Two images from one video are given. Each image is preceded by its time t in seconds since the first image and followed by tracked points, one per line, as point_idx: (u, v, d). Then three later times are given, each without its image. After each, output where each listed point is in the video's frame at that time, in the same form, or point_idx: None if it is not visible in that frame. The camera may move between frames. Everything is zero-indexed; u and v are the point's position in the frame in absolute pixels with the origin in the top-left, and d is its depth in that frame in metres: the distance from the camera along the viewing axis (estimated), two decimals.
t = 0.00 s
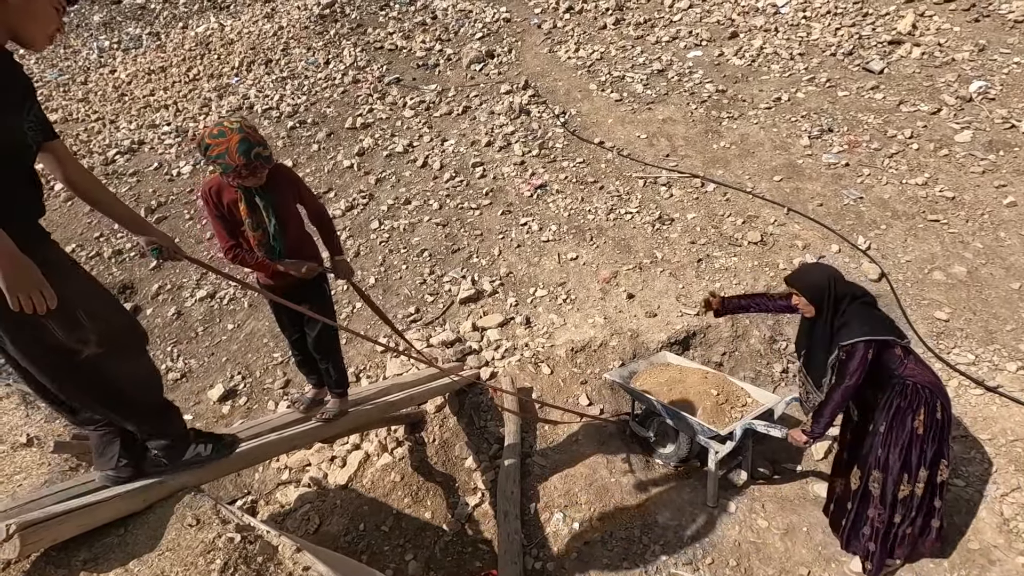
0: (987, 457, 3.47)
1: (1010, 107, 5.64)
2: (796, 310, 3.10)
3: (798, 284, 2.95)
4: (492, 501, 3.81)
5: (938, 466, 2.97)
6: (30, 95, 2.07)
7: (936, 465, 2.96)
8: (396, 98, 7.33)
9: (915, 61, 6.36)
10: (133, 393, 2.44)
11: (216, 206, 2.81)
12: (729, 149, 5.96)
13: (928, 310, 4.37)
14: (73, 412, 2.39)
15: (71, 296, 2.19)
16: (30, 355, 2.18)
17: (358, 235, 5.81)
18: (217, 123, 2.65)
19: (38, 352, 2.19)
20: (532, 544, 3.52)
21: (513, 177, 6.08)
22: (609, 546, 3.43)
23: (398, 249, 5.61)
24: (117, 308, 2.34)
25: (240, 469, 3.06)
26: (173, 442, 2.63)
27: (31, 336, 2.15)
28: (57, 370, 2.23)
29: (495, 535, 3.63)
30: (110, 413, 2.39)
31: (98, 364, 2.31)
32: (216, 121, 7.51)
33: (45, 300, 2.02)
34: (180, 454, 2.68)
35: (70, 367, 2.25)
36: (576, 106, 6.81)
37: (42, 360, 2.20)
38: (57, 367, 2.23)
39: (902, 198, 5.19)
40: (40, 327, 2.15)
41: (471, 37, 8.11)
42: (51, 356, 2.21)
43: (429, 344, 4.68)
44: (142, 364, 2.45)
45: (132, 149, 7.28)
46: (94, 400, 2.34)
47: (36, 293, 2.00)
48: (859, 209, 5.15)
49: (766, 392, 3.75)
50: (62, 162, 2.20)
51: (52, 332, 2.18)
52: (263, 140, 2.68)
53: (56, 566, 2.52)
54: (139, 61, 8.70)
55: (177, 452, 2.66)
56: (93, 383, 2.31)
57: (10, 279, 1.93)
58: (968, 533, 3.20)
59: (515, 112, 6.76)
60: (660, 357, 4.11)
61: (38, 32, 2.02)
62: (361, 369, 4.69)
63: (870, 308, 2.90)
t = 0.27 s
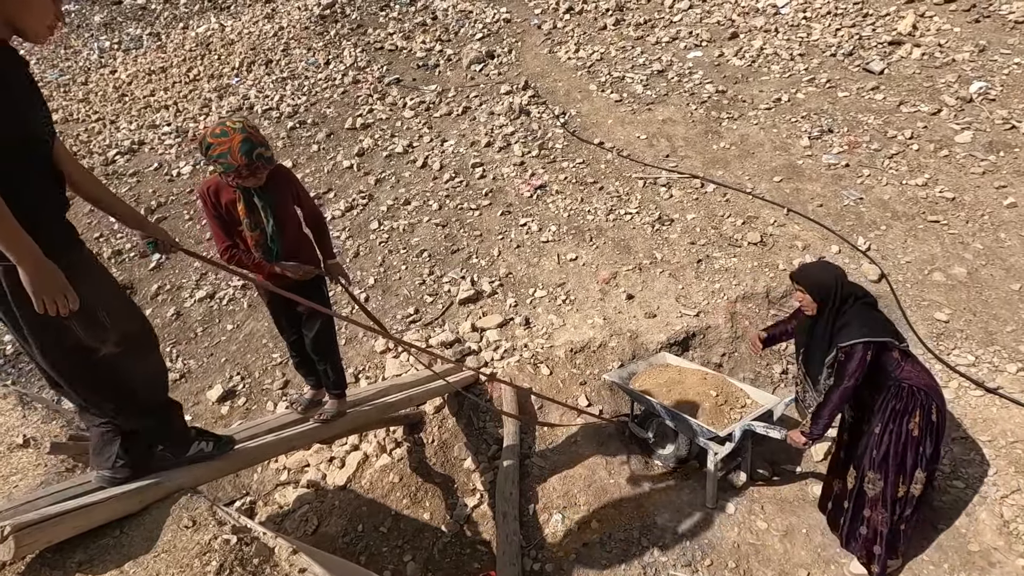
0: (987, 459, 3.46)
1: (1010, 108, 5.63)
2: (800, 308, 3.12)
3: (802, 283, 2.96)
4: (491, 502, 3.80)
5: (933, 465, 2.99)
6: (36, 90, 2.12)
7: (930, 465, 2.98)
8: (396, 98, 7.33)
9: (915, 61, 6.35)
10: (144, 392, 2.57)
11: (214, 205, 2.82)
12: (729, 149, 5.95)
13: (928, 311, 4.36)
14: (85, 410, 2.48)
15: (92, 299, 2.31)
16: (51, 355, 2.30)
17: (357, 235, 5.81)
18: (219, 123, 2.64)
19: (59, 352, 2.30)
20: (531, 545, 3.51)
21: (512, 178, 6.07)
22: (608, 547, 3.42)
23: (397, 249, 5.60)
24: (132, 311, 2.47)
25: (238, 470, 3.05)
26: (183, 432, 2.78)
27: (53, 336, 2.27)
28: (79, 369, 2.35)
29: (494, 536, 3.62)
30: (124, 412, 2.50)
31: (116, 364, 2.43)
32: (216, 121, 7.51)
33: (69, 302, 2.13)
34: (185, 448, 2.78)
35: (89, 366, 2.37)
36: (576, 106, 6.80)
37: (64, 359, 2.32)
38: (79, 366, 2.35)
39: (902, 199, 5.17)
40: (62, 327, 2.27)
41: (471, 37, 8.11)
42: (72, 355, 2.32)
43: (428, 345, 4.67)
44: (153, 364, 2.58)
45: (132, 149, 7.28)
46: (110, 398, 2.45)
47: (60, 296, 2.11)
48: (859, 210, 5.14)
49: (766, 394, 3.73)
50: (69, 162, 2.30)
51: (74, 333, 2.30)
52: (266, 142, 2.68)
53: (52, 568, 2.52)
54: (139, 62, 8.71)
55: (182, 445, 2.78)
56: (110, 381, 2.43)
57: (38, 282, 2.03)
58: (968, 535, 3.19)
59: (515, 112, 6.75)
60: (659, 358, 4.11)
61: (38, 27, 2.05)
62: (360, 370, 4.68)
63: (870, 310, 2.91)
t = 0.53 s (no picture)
0: (988, 459, 3.45)
1: (1011, 107, 5.62)
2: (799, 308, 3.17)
3: (795, 283, 3.03)
4: (491, 502, 3.79)
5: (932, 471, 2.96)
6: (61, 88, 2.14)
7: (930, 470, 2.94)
8: (396, 98, 7.32)
9: (916, 61, 6.34)
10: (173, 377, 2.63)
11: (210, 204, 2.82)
12: (729, 149, 5.94)
13: (929, 311, 4.35)
14: (106, 400, 2.51)
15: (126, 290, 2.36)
16: (86, 347, 2.34)
17: (357, 235, 5.80)
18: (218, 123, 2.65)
19: (94, 344, 2.34)
20: (531, 546, 3.50)
21: (512, 177, 6.07)
22: (608, 547, 3.41)
23: (397, 249, 5.59)
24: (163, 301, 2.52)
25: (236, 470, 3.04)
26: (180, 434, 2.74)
27: (90, 330, 2.32)
28: (111, 360, 2.40)
29: (494, 536, 3.62)
30: (152, 401, 2.55)
31: (148, 354, 2.49)
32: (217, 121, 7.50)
33: (106, 302, 2.23)
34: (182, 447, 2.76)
35: (122, 357, 2.42)
36: (576, 106, 6.80)
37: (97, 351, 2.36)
38: (112, 357, 2.40)
39: (903, 198, 5.17)
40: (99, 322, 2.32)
41: (472, 37, 8.11)
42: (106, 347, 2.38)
43: (428, 345, 4.66)
44: (181, 351, 2.64)
45: (132, 149, 7.27)
46: (139, 389, 2.50)
47: (98, 297, 2.20)
48: (860, 210, 5.13)
49: (766, 393, 3.72)
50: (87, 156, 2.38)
51: (111, 325, 2.35)
52: (267, 142, 2.69)
53: (51, 568, 2.51)
54: (140, 62, 8.70)
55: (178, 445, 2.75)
56: (140, 370, 2.49)
57: (79, 283, 2.13)
58: (968, 536, 3.18)
59: (515, 112, 6.75)
60: (659, 358, 4.09)
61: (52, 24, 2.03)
62: (360, 370, 4.68)
63: (865, 309, 2.95)
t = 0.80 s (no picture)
0: (991, 460, 3.45)
1: (1014, 107, 5.61)
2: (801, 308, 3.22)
3: (795, 284, 3.10)
4: (493, 502, 3.79)
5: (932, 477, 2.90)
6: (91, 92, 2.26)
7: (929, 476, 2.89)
8: (398, 99, 7.33)
9: (918, 61, 6.34)
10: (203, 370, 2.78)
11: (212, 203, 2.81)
12: (731, 149, 5.94)
13: (932, 311, 4.35)
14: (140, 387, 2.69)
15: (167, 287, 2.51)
16: (127, 339, 2.50)
17: (359, 235, 5.81)
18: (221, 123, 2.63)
19: (136, 336, 2.50)
20: (533, 545, 3.50)
21: (514, 178, 6.07)
22: (610, 547, 3.41)
23: (399, 249, 5.60)
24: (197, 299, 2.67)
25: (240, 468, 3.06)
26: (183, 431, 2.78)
27: (133, 323, 2.47)
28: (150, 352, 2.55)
29: (496, 536, 3.61)
30: (185, 393, 2.69)
31: (182, 347, 2.63)
32: (219, 121, 7.51)
33: (152, 298, 2.37)
34: (184, 446, 2.80)
35: (160, 350, 2.57)
36: (578, 106, 6.80)
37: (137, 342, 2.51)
38: (151, 349, 2.55)
39: (905, 199, 5.16)
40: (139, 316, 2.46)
41: (473, 37, 8.11)
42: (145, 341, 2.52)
43: (430, 345, 4.67)
44: (211, 346, 2.78)
45: (134, 149, 7.28)
46: (173, 382, 2.65)
47: (145, 293, 2.34)
48: (862, 210, 5.13)
49: (769, 394, 3.72)
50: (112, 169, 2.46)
51: (151, 319, 2.50)
52: (271, 144, 2.70)
53: (54, 567, 2.51)
54: (142, 62, 8.71)
55: (181, 444, 2.79)
56: (174, 363, 2.64)
57: (130, 279, 2.26)
58: (972, 536, 3.17)
59: (517, 112, 6.75)
60: (661, 357, 4.10)
61: (78, 26, 2.13)
62: (362, 370, 4.68)
63: (866, 305, 2.98)
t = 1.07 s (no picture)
0: (991, 460, 3.45)
1: (1015, 108, 5.61)
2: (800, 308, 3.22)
3: (794, 286, 3.11)
4: (492, 501, 3.79)
5: (932, 479, 2.91)
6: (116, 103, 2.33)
7: (930, 477, 2.90)
8: (399, 99, 7.33)
9: (919, 62, 6.33)
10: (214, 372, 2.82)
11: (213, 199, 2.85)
12: (731, 149, 5.94)
13: (932, 311, 4.35)
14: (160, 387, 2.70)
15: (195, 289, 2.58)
16: (153, 338, 2.52)
17: (360, 235, 5.81)
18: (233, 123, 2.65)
19: (162, 335, 2.53)
20: (532, 545, 3.49)
21: (515, 178, 6.07)
22: (610, 547, 3.40)
23: (400, 249, 5.60)
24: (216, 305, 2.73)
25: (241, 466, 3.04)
26: (183, 429, 2.74)
27: (162, 321, 2.51)
28: (175, 352, 2.58)
29: (495, 535, 3.61)
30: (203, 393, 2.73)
31: (205, 348, 2.68)
32: (219, 121, 7.51)
33: (196, 298, 2.47)
34: (184, 444, 2.76)
35: (184, 350, 2.60)
36: (579, 106, 6.80)
37: (162, 343, 2.55)
38: (176, 349, 2.58)
39: (906, 199, 5.16)
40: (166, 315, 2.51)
41: (474, 37, 8.12)
42: (171, 342, 2.57)
43: (430, 345, 4.67)
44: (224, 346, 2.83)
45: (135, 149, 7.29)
46: (195, 381, 2.68)
47: (190, 294, 2.44)
48: (862, 210, 5.13)
49: (768, 394, 3.72)
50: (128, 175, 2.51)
51: (177, 319, 2.55)
52: (278, 146, 2.71)
53: (54, 565, 2.51)
54: (143, 62, 8.72)
55: (181, 442, 2.75)
56: (196, 364, 2.67)
57: (171, 280, 2.35)
58: (972, 537, 3.16)
59: (518, 112, 6.75)
60: (661, 358, 4.10)
61: (104, 40, 2.22)
62: (363, 370, 4.68)
63: (865, 305, 2.97)
